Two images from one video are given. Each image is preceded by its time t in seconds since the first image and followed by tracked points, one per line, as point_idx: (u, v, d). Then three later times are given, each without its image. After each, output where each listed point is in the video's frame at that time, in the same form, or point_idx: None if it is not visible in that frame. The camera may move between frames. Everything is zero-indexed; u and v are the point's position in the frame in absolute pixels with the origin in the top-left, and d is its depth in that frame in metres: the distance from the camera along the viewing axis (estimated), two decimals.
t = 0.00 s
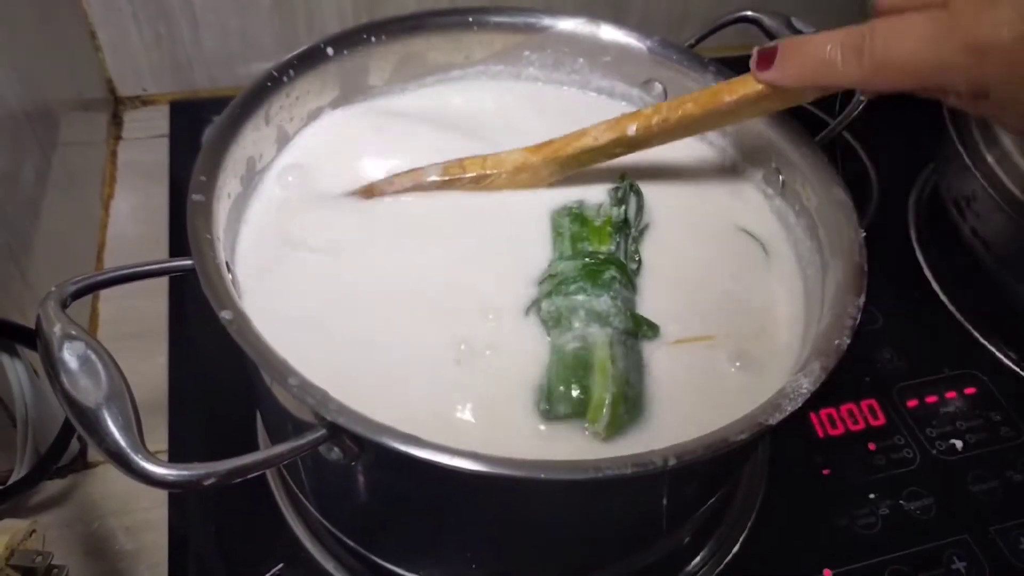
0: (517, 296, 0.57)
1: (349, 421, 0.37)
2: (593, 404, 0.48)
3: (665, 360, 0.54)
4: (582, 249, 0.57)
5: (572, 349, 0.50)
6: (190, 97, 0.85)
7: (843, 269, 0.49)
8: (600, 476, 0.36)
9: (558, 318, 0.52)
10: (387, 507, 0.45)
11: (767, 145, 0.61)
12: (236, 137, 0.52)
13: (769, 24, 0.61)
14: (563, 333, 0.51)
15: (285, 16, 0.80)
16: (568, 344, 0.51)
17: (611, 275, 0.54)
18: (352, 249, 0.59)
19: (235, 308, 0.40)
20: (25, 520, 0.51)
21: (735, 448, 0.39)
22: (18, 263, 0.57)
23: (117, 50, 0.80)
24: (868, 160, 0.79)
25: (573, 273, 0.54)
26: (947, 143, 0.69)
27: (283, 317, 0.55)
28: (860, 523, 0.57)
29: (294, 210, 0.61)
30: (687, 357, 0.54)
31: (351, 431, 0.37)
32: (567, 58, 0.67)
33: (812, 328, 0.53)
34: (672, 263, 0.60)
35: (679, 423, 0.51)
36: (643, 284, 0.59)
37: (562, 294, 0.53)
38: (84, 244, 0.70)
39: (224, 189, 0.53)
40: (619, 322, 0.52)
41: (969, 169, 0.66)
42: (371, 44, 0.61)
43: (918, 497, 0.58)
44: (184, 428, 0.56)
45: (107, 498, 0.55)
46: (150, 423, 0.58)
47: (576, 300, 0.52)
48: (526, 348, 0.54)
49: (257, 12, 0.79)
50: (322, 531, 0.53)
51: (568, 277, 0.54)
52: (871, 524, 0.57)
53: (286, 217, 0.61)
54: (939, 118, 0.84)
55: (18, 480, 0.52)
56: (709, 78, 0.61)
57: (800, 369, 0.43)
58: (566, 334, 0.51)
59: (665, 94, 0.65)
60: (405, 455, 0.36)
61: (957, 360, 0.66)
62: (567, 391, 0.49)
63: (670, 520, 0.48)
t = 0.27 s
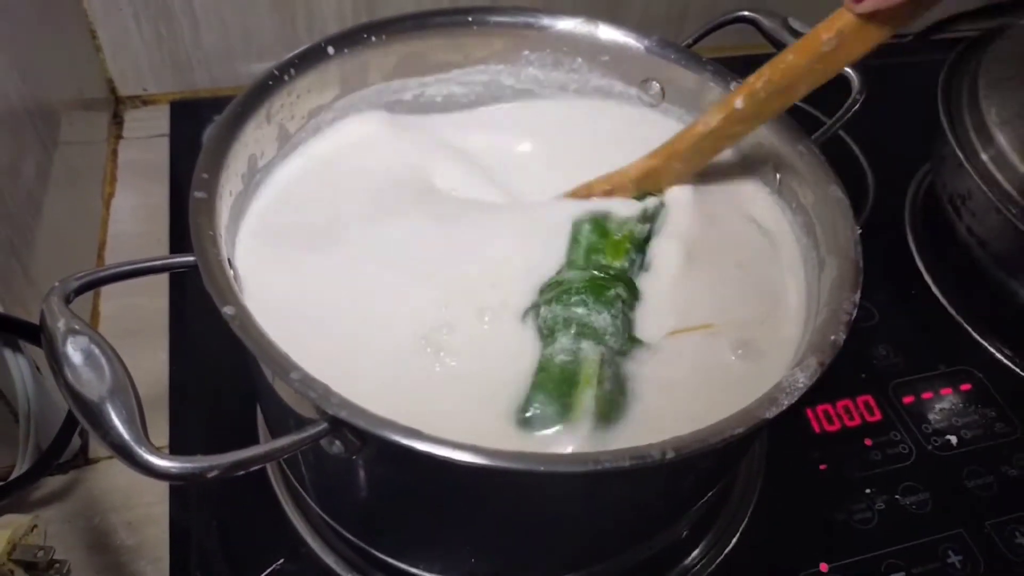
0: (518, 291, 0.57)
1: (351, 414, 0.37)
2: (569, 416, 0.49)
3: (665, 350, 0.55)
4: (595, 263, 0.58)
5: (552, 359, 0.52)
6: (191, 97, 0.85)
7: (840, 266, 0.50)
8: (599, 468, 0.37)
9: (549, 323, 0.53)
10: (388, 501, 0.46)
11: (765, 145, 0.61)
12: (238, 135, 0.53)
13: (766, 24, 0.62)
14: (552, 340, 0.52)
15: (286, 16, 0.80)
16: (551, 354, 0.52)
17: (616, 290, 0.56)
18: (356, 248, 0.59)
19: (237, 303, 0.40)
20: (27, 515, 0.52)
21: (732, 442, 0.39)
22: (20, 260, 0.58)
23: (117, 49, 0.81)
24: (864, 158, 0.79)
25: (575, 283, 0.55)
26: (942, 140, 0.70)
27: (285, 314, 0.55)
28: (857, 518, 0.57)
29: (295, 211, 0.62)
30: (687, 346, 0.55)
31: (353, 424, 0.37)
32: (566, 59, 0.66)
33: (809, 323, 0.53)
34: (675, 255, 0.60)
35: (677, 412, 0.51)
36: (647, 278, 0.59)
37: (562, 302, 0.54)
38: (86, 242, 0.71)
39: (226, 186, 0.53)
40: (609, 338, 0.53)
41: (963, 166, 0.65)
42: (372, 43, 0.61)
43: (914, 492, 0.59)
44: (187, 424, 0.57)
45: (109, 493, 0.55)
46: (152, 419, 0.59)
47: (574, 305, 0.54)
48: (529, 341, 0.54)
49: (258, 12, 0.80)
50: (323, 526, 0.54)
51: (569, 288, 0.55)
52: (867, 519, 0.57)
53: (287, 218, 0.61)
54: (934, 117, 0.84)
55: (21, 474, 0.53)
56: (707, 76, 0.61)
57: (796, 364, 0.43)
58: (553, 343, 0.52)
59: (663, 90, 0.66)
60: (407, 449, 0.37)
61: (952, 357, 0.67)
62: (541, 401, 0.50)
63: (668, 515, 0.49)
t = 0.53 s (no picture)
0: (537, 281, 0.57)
1: (355, 414, 0.37)
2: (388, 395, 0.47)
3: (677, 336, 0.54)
4: (559, 279, 0.56)
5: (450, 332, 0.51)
6: (196, 100, 0.86)
7: (845, 261, 0.49)
8: (602, 466, 0.37)
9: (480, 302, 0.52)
10: (394, 501, 0.46)
11: (768, 139, 0.61)
12: (240, 137, 0.53)
13: (768, 17, 0.62)
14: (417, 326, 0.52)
15: (289, 18, 0.81)
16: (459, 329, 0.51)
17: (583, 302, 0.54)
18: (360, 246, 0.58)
19: (241, 304, 0.40)
20: (37, 518, 0.52)
21: (737, 438, 0.39)
22: (27, 264, 0.58)
23: (122, 54, 0.81)
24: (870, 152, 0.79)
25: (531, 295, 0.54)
26: (948, 132, 0.70)
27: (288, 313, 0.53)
28: (866, 513, 0.57)
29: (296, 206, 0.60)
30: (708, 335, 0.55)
31: (356, 424, 0.37)
32: (567, 55, 0.67)
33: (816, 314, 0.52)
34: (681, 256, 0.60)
35: (704, 395, 0.51)
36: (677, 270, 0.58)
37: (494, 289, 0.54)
38: (92, 246, 0.71)
39: (229, 188, 0.54)
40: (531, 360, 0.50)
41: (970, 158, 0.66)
42: (374, 43, 0.61)
43: (923, 487, 0.59)
44: (196, 425, 0.57)
45: (118, 496, 0.55)
46: (160, 421, 0.59)
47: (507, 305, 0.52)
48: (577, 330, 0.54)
49: (261, 15, 0.80)
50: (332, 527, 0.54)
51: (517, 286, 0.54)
52: (876, 514, 0.57)
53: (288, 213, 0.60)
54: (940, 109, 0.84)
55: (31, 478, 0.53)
56: (710, 72, 0.61)
57: (801, 359, 0.43)
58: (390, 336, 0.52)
59: (665, 87, 0.66)
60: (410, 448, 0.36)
61: (961, 350, 0.66)
62: (435, 365, 0.48)
63: (675, 512, 0.49)
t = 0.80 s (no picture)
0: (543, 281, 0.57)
1: (344, 414, 0.37)
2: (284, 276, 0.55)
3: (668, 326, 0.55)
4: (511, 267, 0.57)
5: (373, 258, 0.56)
6: (187, 100, 0.85)
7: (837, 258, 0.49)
8: (593, 464, 0.36)
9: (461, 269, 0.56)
10: (387, 501, 0.46)
11: (760, 135, 0.61)
12: (230, 137, 0.53)
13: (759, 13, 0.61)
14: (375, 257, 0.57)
15: (280, 18, 0.81)
16: (389, 260, 0.55)
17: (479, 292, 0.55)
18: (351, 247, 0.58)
19: (230, 305, 0.40)
20: (29, 522, 0.52)
21: (728, 435, 0.39)
22: (17, 267, 0.58)
23: (113, 55, 0.81)
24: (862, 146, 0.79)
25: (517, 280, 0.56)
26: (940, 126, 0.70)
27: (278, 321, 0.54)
28: (860, 508, 0.57)
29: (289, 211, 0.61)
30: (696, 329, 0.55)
31: (346, 424, 0.37)
32: (558, 53, 0.67)
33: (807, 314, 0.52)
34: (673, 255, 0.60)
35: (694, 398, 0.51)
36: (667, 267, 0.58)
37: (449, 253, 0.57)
38: (83, 248, 0.71)
39: (219, 189, 0.53)
40: (391, 332, 0.52)
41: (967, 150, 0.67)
42: (364, 42, 0.61)
43: (918, 481, 0.59)
44: (188, 426, 0.57)
45: (111, 498, 0.55)
46: (153, 423, 0.59)
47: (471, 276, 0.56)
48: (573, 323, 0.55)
49: (252, 15, 0.80)
50: (326, 529, 0.53)
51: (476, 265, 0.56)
52: (871, 510, 0.57)
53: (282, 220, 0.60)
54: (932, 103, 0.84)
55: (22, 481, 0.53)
56: (701, 68, 0.61)
57: (793, 355, 0.43)
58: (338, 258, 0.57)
59: (657, 84, 0.66)
60: (401, 448, 0.36)
61: (955, 345, 0.66)
62: (311, 260, 0.56)
63: (668, 509, 0.49)
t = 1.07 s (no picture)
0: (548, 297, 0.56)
1: (335, 442, 0.36)
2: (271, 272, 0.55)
3: (666, 343, 0.54)
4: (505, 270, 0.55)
5: (361, 249, 0.56)
6: (177, 109, 0.84)
7: (833, 276, 0.49)
8: (589, 493, 0.36)
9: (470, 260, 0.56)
10: (380, 522, 0.45)
11: (756, 149, 0.60)
12: (220, 154, 0.52)
13: (755, 26, 0.61)
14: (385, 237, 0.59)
15: (272, 26, 0.80)
16: (376, 254, 0.55)
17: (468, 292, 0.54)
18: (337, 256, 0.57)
19: (219, 328, 0.40)
20: (16, 543, 0.51)
21: (725, 460, 0.38)
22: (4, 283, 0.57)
23: (102, 64, 0.80)
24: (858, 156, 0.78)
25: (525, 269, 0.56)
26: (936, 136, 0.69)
27: (260, 333, 0.53)
28: (858, 524, 0.57)
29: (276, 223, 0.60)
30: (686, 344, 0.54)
31: (337, 452, 0.36)
32: (553, 66, 0.66)
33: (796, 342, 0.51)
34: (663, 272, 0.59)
35: (681, 426, 0.50)
36: (656, 289, 0.57)
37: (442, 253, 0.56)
38: (72, 261, 0.70)
39: (209, 205, 0.53)
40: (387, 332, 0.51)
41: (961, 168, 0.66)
42: (356, 55, 0.60)
43: (915, 496, 0.58)
44: (179, 444, 0.56)
45: (99, 517, 0.54)
46: (142, 440, 0.58)
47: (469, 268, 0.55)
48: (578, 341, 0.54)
49: (243, 23, 0.79)
50: (319, 549, 0.53)
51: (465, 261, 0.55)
52: (868, 525, 0.57)
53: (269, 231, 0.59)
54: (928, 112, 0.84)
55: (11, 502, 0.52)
56: (696, 82, 0.61)
57: (790, 377, 0.42)
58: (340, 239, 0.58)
59: (653, 98, 0.66)
60: (393, 476, 0.36)
61: (952, 357, 0.66)
62: (299, 255, 0.56)
63: (664, 527, 0.48)
